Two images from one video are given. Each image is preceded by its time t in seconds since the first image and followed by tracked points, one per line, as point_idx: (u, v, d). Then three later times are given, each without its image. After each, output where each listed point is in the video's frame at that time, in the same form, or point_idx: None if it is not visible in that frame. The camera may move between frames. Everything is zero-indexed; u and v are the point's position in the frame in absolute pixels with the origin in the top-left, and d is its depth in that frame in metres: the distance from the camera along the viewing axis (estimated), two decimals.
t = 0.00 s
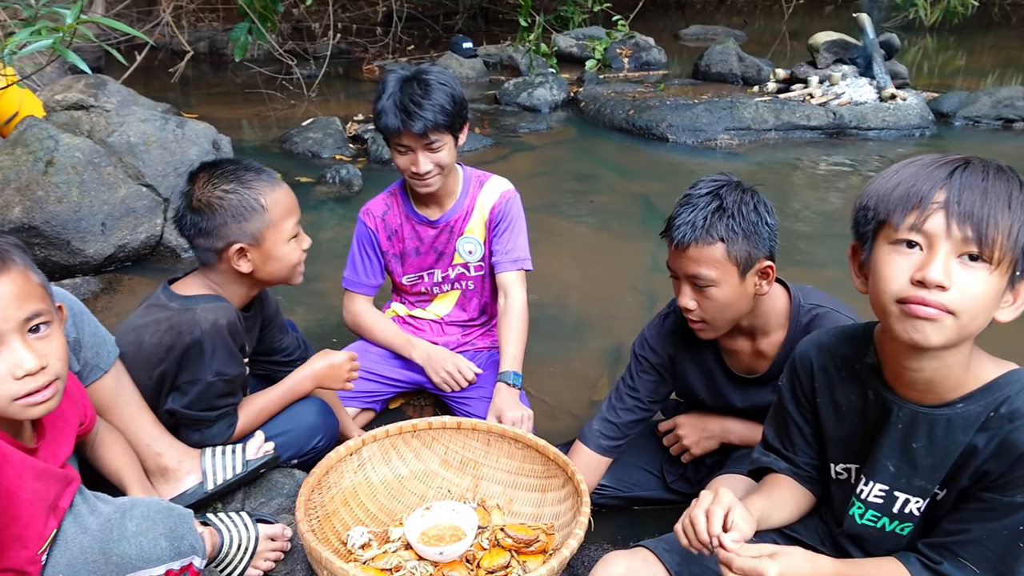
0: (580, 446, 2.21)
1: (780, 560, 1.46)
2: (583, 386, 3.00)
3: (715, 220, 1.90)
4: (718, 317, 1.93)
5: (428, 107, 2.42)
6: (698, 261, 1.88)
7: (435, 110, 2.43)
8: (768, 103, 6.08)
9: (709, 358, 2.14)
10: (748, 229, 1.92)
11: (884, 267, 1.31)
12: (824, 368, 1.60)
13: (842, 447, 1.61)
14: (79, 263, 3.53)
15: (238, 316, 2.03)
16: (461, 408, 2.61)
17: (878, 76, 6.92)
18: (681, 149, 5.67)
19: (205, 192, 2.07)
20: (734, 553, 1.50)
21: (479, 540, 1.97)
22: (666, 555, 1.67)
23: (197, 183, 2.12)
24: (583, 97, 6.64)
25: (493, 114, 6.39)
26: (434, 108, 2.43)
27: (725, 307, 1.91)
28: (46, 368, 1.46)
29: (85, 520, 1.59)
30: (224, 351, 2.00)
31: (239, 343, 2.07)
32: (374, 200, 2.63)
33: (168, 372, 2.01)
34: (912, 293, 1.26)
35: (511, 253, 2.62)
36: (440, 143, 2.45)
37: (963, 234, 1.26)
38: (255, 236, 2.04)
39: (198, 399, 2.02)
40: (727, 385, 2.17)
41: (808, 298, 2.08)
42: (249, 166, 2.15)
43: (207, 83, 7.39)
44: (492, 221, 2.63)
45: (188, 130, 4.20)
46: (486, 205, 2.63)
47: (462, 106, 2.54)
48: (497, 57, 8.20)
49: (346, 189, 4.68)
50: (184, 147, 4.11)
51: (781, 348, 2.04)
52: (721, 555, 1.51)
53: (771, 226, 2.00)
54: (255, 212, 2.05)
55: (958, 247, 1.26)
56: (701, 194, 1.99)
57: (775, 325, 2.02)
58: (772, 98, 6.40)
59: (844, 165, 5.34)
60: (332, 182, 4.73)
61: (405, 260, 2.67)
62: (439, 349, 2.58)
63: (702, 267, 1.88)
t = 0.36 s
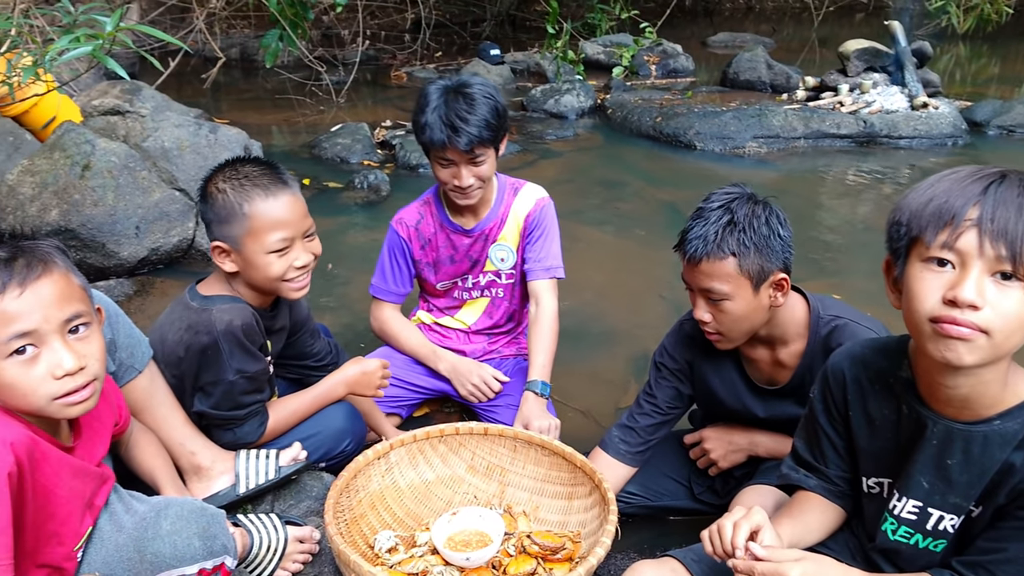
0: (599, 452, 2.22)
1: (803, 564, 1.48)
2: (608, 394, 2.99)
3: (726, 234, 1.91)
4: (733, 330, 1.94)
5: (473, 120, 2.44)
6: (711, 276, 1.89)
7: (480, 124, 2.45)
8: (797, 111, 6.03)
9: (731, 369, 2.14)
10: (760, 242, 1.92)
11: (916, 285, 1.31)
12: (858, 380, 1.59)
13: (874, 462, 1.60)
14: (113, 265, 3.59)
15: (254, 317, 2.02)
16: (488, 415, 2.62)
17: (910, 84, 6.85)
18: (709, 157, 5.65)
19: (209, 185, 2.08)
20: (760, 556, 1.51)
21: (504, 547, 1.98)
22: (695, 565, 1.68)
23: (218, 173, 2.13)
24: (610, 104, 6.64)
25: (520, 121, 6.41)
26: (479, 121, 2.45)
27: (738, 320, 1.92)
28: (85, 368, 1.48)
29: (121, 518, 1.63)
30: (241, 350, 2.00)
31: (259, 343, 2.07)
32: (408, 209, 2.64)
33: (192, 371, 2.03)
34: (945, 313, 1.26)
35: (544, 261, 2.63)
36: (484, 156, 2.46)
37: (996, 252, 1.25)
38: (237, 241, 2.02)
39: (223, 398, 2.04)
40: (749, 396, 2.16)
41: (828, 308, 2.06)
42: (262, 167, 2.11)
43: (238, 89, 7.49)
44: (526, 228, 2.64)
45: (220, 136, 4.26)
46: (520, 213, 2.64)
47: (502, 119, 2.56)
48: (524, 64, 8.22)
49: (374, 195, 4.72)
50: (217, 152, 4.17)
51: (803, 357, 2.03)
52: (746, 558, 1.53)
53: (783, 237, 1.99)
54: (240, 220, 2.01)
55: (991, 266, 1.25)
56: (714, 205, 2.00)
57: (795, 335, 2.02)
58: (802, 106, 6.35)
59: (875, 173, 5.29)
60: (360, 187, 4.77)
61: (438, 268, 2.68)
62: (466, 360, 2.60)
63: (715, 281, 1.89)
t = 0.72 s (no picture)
0: (627, 459, 2.22)
1: None
2: (637, 404, 2.97)
3: (740, 243, 1.91)
4: (754, 336, 1.94)
5: (501, 127, 2.44)
6: (727, 285, 1.90)
7: (509, 132, 2.44)
8: (830, 120, 5.97)
9: (760, 378, 2.12)
10: (774, 249, 1.90)
11: (948, 288, 1.35)
12: (906, 388, 1.57)
13: (912, 471, 1.58)
14: (148, 268, 3.64)
15: (257, 336, 1.99)
16: (522, 422, 2.63)
17: (947, 92, 6.75)
18: (740, 165, 5.60)
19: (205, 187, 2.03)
20: None
21: (534, 556, 1.97)
22: None
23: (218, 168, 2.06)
24: (640, 111, 6.62)
25: (549, 128, 6.40)
26: (507, 128, 2.44)
27: (759, 327, 1.91)
28: (124, 369, 1.50)
29: (157, 518, 1.66)
30: (245, 369, 1.99)
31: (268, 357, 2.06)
32: (437, 217, 2.65)
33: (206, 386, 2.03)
34: (964, 319, 1.30)
35: (574, 269, 2.62)
36: (511, 164, 2.47)
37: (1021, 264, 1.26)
38: (218, 247, 1.95)
39: (237, 414, 2.04)
40: (776, 403, 2.12)
41: (861, 319, 2.02)
42: (257, 166, 2.01)
43: (271, 95, 7.59)
44: (556, 236, 2.64)
45: (253, 141, 4.33)
46: (549, 221, 2.64)
47: (531, 127, 2.55)
48: (555, 70, 8.22)
49: (404, 201, 4.74)
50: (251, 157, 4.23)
51: (834, 365, 1.99)
52: None
53: (802, 242, 1.96)
54: (219, 227, 1.93)
55: (1015, 277, 1.26)
56: (732, 214, 1.99)
57: (824, 342, 1.98)
58: (835, 114, 6.28)
59: (910, 183, 5.21)
60: (390, 193, 4.79)
61: (467, 277, 2.69)
62: (499, 368, 2.60)
63: (731, 290, 1.90)
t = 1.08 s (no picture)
0: (656, 469, 2.21)
1: None
2: (667, 412, 2.95)
3: (759, 253, 1.89)
4: (775, 345, 1.92)
5: (522, 124, 2.46)
6: (747, 296, 1.88)
7: (530, 129, 2.46)
8: (863, 128, 5.90)
9: (785, 387, 2.09)
10: (793, 259, 1.88)
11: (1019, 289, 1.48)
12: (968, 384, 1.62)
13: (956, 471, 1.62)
14: (182, 270, 3.68)
15: (305, 347, 2.01)
16: (551, 429, 2.63)
17: (984, 100, 6.64)
18: (771, 173, 5.55)
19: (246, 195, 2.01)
20: None
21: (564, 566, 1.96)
22: None
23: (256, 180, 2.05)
24: (670, 118, 6.59)
25: (578, 134, 6.39)
26: (529, 126, 2.46)
27: (779, 336, 1.89)
28: (157, 376, 1.52)
29: (193, 523, 1.68)
30: (294, 381, 2.00)
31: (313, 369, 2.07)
32: (464, 224, 2.67)
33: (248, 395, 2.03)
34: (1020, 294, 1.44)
35: (601, 276, 2.60)
36: (533, 161, 2.48)
37: None
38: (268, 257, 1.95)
39: (279, 424, 2.05)
40: (806, 416, 2.08)
41: (887, 328, 1.97)
42: (300, 174, 2.03)
43: (301, 99, 7.65)
44: (582, 244, 2.63)
45: (286, 145, 4.37)
46: (575, 228, 2.63)
47: (554, 129, 2.57)
48: (583, 76, 8.20)
49: (433, 206, 4.75)
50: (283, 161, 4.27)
51: (861, 373, 1.95)
52: None
53: (822, 252, 1.93)
54: (270, 235, 1.93)
55: None
56: (751, 224, 1.97)
57: (851, 350, 1.95)
58: (868, 122, 6.21)
59: (945, 192, 5.13)
60: (419, 198, 4.81)
61: (494, 284, 2.69)
62: (530, 375, 2.58)
63: (750, 299, 1.88)
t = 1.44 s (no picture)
0: (679, 476, 2.21)
1: None
2: (688, 419, 2.93)
3: (785, 248, 1.87)
4: (802, 344, 1.88)
5: (548, 126, 2.46)
6: (774, 290, 1.85)
7: (555, 132, 2.46)
8: (887, 133, 5.84)
9: (806, 395, 2.07)
10: (819, 253, 1.87)
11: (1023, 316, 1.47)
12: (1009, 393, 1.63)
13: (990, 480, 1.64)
14: (205, 272, 3.71)
15: (344, 334, 2.08)
16: (572, 435, 2.61)
17: (1010, 106, 6.56)
18: (793, 178, 5.51)
19: (301, 198, 2.18)
20: None
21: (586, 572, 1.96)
22: None
23: (306, 188, 2.22)
24: (691, 122, 6.57)
25: (599, 138, 6.38)
26: (553, 128, 2.46)
27: (807, 334, 1.86)
28: (180, 383, 1.53)
29: (217, 524, 1.70)
30: (330, 366, 2.05)
31: (347, 358, 2.13)
32: (482, 226, 2.67)
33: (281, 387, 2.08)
34: None
35: (619, 280, 2.59)
36: (555, 164, 2.48)
37: None
38: (323, 257, 2.10)
39: (310, 414, 2.09)
40: (828, 423, 2.06)
41: (909, 331, 1.94)
42: (351, 183, 2.22)
43: (322, 102, 7.69)
44: (598, 248, 2.62)
45: (309, 148, 4.39)
46: (592, 233, 2.62)
47: (577, 132, 2.57)
48: (604, 80, 8.19)
49: (454, 210, 4.76)
50: (305, 164, 4.29)
51: (881, 378, 1.93)
52: None
53: (845, 247, 1.93)
54: (330, 234, 2.09)
55: None
56: (770, 222, 1.96)
57: (871, 355, 1.93)
58: (892, 128, 6.15)
59: (970, 199, 5.07)
60: (440, 202, 4.82)
61: (512, 286, 2.69)
62: (550, 376, 2.58)
63: (779, 295, 1.85)
